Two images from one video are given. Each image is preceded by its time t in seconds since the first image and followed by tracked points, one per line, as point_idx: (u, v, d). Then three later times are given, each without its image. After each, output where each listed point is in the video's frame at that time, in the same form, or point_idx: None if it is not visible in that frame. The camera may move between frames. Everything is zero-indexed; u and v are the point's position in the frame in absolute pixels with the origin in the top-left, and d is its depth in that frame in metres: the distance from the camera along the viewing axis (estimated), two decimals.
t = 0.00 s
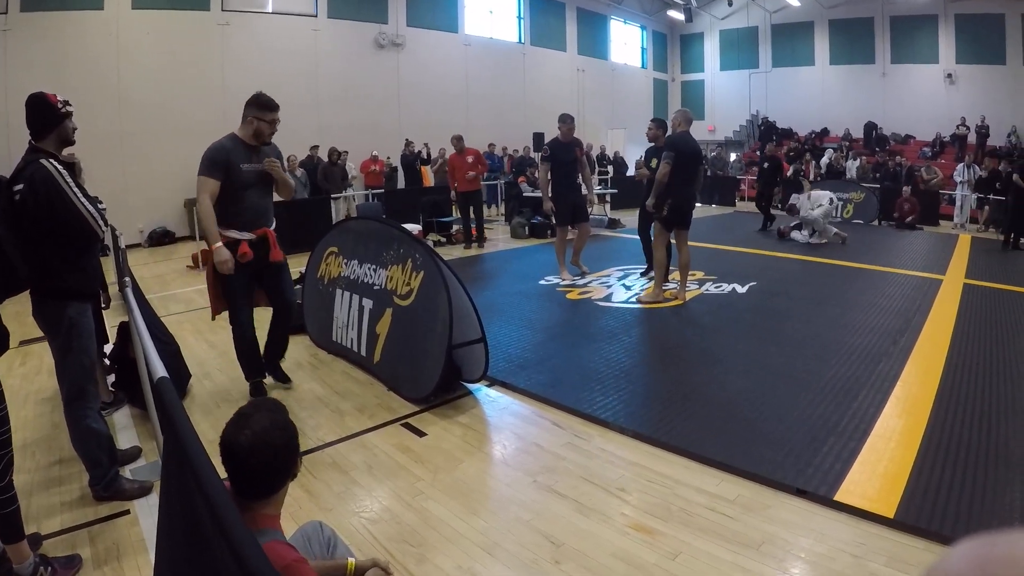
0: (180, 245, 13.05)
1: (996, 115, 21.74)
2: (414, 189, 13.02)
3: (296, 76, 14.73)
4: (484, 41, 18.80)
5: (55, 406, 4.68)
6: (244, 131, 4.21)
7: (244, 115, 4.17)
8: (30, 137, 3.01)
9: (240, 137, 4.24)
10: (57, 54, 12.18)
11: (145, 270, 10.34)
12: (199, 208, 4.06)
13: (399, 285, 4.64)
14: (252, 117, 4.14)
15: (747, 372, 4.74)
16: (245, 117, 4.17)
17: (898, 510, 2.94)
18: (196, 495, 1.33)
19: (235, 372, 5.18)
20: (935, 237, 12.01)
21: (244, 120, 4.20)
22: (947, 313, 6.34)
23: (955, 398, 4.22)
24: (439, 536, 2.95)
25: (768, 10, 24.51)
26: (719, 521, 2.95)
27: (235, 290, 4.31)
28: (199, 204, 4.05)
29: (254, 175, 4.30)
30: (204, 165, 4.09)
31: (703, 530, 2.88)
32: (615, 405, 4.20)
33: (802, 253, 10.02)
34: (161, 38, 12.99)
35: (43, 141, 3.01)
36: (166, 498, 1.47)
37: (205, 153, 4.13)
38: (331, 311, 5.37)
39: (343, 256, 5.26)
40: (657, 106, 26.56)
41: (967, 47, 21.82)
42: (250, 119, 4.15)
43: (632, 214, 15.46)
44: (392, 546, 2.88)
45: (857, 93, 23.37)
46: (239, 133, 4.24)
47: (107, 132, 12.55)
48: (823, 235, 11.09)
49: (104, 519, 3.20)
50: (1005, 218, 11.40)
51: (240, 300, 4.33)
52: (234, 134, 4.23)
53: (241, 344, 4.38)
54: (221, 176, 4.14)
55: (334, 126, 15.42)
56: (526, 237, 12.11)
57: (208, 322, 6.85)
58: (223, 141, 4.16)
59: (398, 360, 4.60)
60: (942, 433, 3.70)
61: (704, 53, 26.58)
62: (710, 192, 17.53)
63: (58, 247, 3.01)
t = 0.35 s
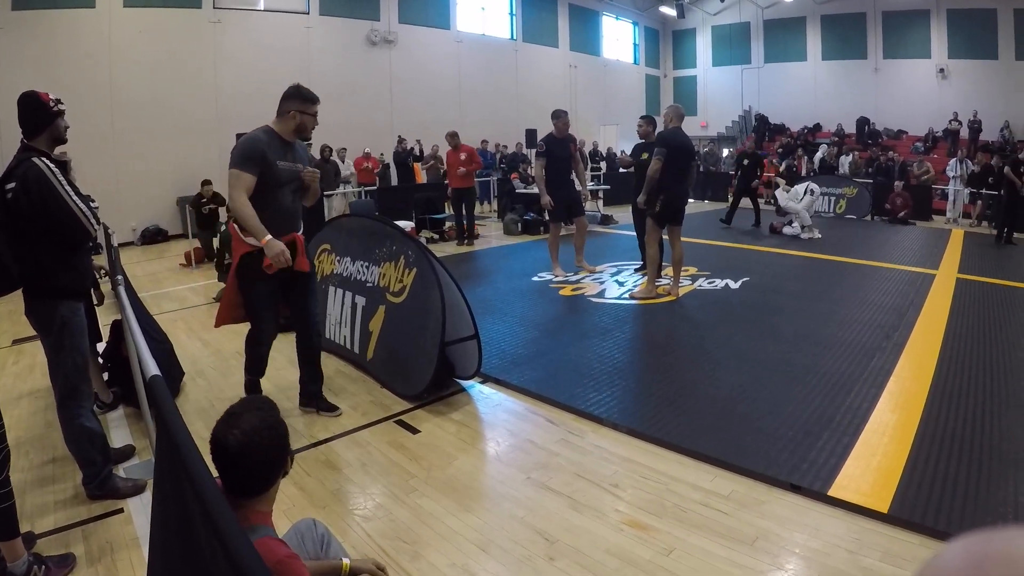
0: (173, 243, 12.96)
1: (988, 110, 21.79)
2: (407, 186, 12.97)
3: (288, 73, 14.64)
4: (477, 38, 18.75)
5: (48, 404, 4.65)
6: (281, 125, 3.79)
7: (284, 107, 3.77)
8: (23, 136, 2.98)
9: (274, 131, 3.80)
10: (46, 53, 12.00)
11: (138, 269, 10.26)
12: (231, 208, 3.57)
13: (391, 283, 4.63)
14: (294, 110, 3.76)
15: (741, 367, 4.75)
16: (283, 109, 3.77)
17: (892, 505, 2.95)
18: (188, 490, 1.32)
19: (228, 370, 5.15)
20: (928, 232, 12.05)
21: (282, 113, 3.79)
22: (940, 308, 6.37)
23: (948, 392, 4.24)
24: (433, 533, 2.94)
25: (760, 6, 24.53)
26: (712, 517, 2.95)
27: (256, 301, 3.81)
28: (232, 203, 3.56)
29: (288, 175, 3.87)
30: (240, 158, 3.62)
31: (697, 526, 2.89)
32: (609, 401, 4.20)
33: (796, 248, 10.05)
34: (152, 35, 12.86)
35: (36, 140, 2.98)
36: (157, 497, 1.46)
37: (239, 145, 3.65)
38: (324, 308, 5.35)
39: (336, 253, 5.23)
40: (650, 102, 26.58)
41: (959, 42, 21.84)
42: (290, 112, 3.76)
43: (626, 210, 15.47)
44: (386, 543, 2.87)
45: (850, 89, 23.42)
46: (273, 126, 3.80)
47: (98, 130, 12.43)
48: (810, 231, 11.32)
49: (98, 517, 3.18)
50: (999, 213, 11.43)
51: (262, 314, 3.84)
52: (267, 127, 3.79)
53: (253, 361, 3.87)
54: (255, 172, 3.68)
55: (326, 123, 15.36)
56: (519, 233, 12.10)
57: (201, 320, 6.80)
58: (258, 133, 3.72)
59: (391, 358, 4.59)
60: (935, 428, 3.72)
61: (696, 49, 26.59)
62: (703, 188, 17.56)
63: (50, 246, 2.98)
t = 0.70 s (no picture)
0: (169, 241, 12.90)
1: (983, 108, 21.87)
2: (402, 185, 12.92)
3: (284, 71, 14.59)
4: (473, 36, 18.74)
5: (43, 402, 4.62)
6: (321, 117, 3.46)
7: (324, 97, 3.45)
8: (19, 133, 2.96)
9: (311, 122, 3.45)
10: (42, 50, 11.90)
11: (133, 266, 10.21)
12: (270, 211, 3.24)
13: (387, 281, 4.62)
14: (337, 102, 3.45)
15: (737, 366, 4.76)
16: (324, 100, 3.44)
17: (888, 503, 2.96)
18: (184, 488, 1.32)
19: (225, 368, 5.13)
20: (923, 230, 12.08)
21: (322, 103, 3.46)
22: (935, 306, 6.39)
23: (943, 391, 4.25)
24: (429, 531, 2.94)
25: (756, 4, 24.55)
26: (708, 515, 2.96)
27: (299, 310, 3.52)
28: (270, 206, 3.23)
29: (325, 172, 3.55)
30: (280, 156, 3.26)
31: (692, 524, 2.89)
32: (604, 400, 4.21)
33: (791, 247, 10.07)
34: (148, 33, 12.80)
35: (32, 136, 2.97)
36: (154, 493, 1.45)
37: (278, 140, 3.27)
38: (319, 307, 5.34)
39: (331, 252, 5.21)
40: (646, 100, 26.60)
41: (955, 41, 21.91)
42: (332, 103, 3.44)
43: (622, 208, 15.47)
44: (382, 542, 2.86)
45: (845, 87, 23.48)
46: (311, 117, 3.46)
47: (93, 126, 12.35)
48: (802, 228, 11.41)
49: (93, 515, 3.16)
50: (994, 211, 11.48)
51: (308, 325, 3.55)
52: (304, 118, 3.44)
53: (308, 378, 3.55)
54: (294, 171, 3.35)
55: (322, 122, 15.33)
56: (515, 232, 12.08)
57: (197, 318, 6.77)
58: (297, 126, 3.36)
59: (386, 356, 4.57)
60: (931, 426, 3.74)
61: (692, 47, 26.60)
62: (699, 187, 17.59)
63: (45, 244, 2.97)
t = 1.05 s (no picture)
0: (166, 241, 12.88)
1: (981, 110, 21.91)
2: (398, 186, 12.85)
3: (281, 71, 14.58)
4: (470, 37, 18.75)
5: (40, 401, 4.62)
6: (366, 116, 3.31)
7: (371, 96, 3.29)
8: (18, 134, 2.96)
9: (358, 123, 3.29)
10: (40, 50, 11.88)
11: (131, 266, 10.20)
12: (350, 222, 3.09)
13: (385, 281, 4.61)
14: (385, 101, 3.31)
15: (735, 367, 4.76)
16: (371, 100, 3.29)
17: (885, 505, 2.97)
18: (181, 486, 1.32)
19: (222, 368, 5.13)
20: (921, 231, 12.11)
21: (367, 102, 3.31)
22: (933, 307, 6.41)
23: (940, 392, 4.27)
24: (427, 532, 2.94)
25: (753, 6, 24.59)
26: (706, 516, 2.97)
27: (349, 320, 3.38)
28: (352, 217, 3.08)
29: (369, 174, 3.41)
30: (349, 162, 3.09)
31: (690, 525, 2.89)
32: (602, 400, 4.21)
33: (789, 248, 10.09)
34: (146, 33, 12.77)
35: (31, 137, 2.97)
36: (151, 494, 1.44)
37: (348, 148, 3.11)
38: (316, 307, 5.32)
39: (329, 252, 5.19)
40: (644, 101, 26.63)
41: (952, 42, 21.96)
42: (380, 104, 3.31)
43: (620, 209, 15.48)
44: (380, 542, 2.86)
45: (844, 88, 23.52)
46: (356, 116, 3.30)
47: (91, 127, 12.33)
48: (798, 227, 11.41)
49: (90, 515, 3.15)
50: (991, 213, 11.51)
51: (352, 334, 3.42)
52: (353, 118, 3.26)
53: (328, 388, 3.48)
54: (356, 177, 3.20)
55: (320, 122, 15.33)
56: (512, 233, 12.04)
57: (195, 318, 6.77)
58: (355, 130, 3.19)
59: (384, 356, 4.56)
60: (929, 427, 3.75)
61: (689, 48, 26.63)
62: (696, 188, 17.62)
63: (43, 244, 2.96)
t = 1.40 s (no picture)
0: (166, 240, 12.87)
1: (981, 114, 21.95)
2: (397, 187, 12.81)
3: (282, 71, 14.58)
4: (471, 38, 18.76)
5: (39, 399, 4.61)
6: (434, 135, 3.27)
7: (444, 117, 3.26)
8: (20, 131, 2.96)
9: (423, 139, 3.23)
10: (40, 48, 11.86)
11: (130, 265, 10.19)
12: (404, 239, 3.05)
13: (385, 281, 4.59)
14: (456, 126, 3.28)
15: (735, 370, 4.76)
16: (440, 120, 3.26)
17: (883, 509, 2.97)
18: (180, 484, 1.32)
19: (221, 368, 5.12)
20: (920, 236, 12.12)
21: (439, 122, 3.27)
22: (932, 312, 6.42)
23: (938, 396, 4.27)
24: (425, 533, 2.93)
25: (753, 9, 24.62)
26: (703, 518, 2.97)
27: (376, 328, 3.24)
28: (406, 234, 3.04)
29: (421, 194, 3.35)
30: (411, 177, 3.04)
31: (688, 528, 2.89)
32: (601, 402, 4.21)
33: (789, 251, 10.10)
34: (146, 32, 12.76)
35: (33, 134, 2.96)
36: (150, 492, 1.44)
37: (412, 161, 3.06)
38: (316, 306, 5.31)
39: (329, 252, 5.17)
40: (643, 103, 26.66)
41: (952, 47, 21.99)
42: (449, 126, 3.27)
43: (619, 211, 15.49)
44: (377, 543, 2.86)
45: (844, 92, 23.55)
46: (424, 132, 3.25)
47: (91, 125, 12.32)
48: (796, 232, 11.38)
49: (88, 513, 3.15)
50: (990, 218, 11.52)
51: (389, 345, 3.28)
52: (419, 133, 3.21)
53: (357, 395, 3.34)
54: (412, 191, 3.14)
55: (320, 122, 15.33)
56: (511, 234, 12.02)
57: (193, 317, 6.76)
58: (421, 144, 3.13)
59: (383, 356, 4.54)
60: (927, 432, 3.75)
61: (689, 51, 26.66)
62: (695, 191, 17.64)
63: (43, 241, 2.95)
